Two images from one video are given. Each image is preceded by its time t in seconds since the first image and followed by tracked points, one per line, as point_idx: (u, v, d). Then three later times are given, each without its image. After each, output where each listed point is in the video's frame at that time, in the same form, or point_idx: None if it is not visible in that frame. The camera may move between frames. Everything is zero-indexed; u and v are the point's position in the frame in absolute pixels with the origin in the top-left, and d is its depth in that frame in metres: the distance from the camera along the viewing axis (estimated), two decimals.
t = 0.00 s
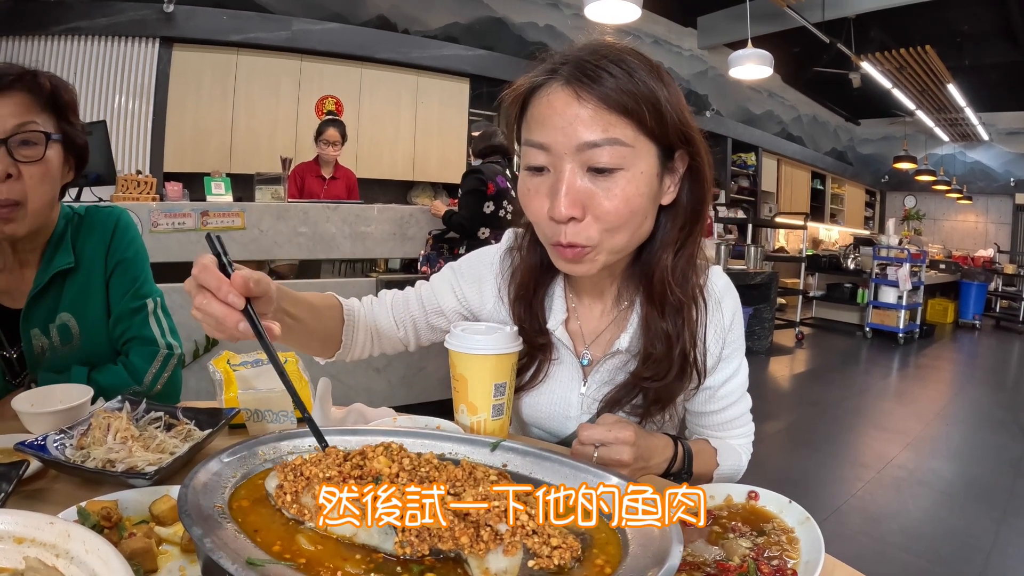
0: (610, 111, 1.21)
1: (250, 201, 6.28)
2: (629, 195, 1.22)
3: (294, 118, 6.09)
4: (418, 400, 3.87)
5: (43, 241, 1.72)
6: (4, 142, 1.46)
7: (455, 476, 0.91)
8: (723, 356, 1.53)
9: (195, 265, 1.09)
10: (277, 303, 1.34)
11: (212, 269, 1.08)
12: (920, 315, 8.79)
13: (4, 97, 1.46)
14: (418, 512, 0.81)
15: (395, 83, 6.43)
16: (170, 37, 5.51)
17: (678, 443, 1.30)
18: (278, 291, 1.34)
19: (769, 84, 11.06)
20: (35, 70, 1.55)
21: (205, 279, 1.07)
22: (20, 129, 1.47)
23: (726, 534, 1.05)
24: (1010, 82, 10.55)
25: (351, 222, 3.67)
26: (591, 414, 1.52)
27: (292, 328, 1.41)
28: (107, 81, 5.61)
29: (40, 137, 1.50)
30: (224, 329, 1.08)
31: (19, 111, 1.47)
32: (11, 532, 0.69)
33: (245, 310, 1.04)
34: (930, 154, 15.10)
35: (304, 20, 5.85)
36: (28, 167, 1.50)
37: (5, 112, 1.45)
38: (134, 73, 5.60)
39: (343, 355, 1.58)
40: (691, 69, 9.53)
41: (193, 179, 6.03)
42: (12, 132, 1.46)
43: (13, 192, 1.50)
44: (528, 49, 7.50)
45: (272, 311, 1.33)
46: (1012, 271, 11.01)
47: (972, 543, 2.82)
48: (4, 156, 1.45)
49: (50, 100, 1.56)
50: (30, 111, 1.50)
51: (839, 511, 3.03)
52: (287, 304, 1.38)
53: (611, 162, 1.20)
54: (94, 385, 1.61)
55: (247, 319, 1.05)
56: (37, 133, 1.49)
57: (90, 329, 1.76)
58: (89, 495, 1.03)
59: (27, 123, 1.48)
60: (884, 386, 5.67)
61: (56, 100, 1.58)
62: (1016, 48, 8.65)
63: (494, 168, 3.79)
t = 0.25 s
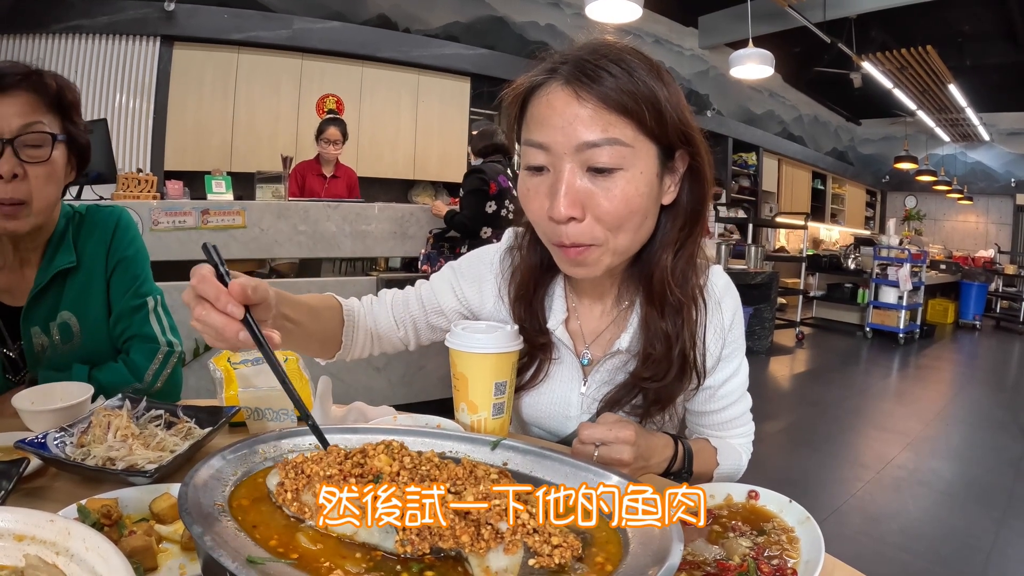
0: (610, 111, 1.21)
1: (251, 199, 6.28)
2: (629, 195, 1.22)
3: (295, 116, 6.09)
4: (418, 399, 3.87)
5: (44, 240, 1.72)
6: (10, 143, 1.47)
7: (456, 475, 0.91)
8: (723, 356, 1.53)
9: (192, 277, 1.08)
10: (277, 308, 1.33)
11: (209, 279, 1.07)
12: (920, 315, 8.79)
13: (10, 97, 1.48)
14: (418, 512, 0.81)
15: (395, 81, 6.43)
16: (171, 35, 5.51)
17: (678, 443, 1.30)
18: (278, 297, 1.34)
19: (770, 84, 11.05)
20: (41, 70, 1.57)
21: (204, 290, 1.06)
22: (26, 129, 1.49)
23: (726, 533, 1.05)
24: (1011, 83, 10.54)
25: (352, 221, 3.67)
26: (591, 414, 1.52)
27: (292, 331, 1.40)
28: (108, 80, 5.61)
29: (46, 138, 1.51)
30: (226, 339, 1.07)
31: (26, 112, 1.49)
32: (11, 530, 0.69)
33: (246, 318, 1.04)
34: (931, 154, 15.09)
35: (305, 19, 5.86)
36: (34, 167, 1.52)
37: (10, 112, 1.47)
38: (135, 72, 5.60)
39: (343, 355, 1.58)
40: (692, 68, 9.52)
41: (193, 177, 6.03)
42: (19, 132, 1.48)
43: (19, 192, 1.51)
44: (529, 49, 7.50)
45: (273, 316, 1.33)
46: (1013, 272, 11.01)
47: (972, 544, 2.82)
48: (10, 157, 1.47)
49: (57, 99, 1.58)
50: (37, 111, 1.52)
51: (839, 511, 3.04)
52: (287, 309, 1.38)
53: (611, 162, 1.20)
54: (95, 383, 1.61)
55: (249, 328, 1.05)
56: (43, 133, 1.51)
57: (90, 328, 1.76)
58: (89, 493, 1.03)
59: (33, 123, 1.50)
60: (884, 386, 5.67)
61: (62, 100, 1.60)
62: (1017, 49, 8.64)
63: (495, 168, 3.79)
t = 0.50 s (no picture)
0: (610, 109, 1.21)
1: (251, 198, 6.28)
2: (629, 194, 1.22)
3: (295, 114, 6.09)
4: (418, 398, 3.87)
5: (47, 239, 1.72)
6: (24, 142, 1.50)
7: (456, 474, 0.90)
8: (723, 355, 1.53)
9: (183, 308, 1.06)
10: (275, 319, 1.33)
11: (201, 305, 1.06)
12: (921, 315, 8.79)
13: (24, 96, 1.50)
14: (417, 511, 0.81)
15: (396, 80, 6.42)
16: (172, 33, 5.50)
17: (678, 441, 1.30)
18: (274, 309, 1.34)
19: (770, 84, 11.05)
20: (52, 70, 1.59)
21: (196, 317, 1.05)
22: (40, 128, 1.52)
23: (726, 532, 1.05)
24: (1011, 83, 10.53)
25: (352, 220, 3.66)
26: (591, 412, 1.52)
27: (293, 338, 1.40)
28: (108, 78, 5.61)
29: (59, 138, 1.54)
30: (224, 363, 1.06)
31: (38, 111, 1.52)
32: (11, 528, 0.69)
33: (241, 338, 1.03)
34: (932, 154, 15.09)
35: (306, 17, 5.86)
36: (47, 166, 1.54)
37: (24, 111, 1.49)
38: (136, 70, 5.60)
39: (347, 356, 1.58)
40: (693, 68, 9.51)
41: (194, 176, 6.03)
42: (34, 131, 1.51)
43: (32, 190, 1.54)
44: (530, 48, 7.49)
45: (273, 326, 1.33)
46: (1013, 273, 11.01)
47: (971, 544, 2.82)
48: (25, 156, 1.50)
49: (67, 99, 1.60)
50: (48, 111, 1.54)
51: (839, 511, 3.04)
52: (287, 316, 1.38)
53: (612, 160, 1.19)
54: (95, 381, 1.61)
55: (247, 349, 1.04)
56: (57, 133, 1.54)
57: (91, 327, 1.76)
58: (89, 491, 1.03)
59: (45, 123, 1.53)
60: (884, 386, 5.66)
61: (71, 100, 1.62)
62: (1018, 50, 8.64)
63: (497, 167, 3.79)
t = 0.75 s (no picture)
0: (611, 108, 1.21)
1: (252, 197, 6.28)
2: (630, 194, 1.22)
3: (296, 113, 6.09)
4: (418, 397, 3.88)
5: (48, 238, 1.72)
6: (29, 142, 1.50)
7: (454, 474, 0.91)
8: (722, 355, 1.53)
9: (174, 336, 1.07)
10: (273, 327, 1.33)
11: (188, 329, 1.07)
12: (921, 315, 8.79)
13: (27, 96, 1.51)
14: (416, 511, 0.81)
15: (396, 79, 6.42)
16: (172, 32, 5.50)
17: (678, 441, 1.30)
18: (270, 317, 1.34)
19: (771, 83, 11.04)
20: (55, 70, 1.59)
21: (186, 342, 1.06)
22: (44, 128, 1.52)
23: (725, 533, 1.05)
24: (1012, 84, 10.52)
25: (352, 219, 3.66)
26: (591, 411, 1.52)
27: (295, 344, 1.41)
28: (109, 76, 5.61)
29: (63, 138, 1.54)
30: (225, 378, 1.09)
31: (41, 112, 1.52)
32: (10, 528, 0.69)
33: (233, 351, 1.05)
34: (932, 154, 15.09)
35: (306, 16, 5.86)
36: (52, 165, 1.54)
37: (28, 111, 1.50)
38: (136, 68, 5.60)
39: (349, 359, 1.58)
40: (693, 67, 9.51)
41: (194, 174, 6.03)
42: (38, 130, 1.51)
43: (37, 189, 1.54)
44: (531, 47, 7.48)
45: (272, 335, 1.33)
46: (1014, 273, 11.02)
47: (970, 544, 2.82)
48: (30, 155, 1.50)
49: (70, 100, 1.61)
50: (52, 111, 1.55)
51: (839, 511, 3.04)
52: (285, 323, 1.38)
53: (612, 160, 1.20)
54: (95, 379, 1.61)
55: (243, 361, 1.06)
56: (61, 132, 1.54)
57: (91, 326, 1.76)
58: (89, 490, 1.03)
59: (49, 123, 1.53)
60: (884, 386, 5.67)
61: (75, 101, 1.63)
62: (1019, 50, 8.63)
63: (498, 167, 3.77)
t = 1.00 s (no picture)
0: (615, 107, 1.20)
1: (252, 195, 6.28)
2: (633, 193, 1.22)
3: (296, 112, 6.09)
4: (418, 395, 3.88)
5: (50, 237, 1.72)
6: (33, 140, 1.50)
7: (454, 473, 0.90)
8: (723, 354, 1.53)
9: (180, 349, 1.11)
10: (274, 323, 1.36)
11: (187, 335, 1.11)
12: (921, 315, 8.78)
13: (31, 96, 1.50)
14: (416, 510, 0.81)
15: (397, 78, 6.41)
16: (172, 30, 5.50)
17: (678, 440, 1.30)
18: (271, 314, 1.36)
19: (772, 82, 11.03)
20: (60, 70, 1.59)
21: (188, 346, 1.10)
22: (48, 128, 1.52)
23: (725, 532, 1.05)
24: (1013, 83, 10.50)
25: (353, 217, 3.66)
26: (591, 410, 1.52)
27: (300, 342, 1.43)
28: (109, 75, 5.61)
29: (68, 138, 1.54)
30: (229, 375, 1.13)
31: (46, 111, 1.52)
32: (10, 526, 0.69)
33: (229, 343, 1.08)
34: (933, 153, 15.08)
35: (307, 15, 5.85)
36: (56, 165, 1.54)
37: (32, 110, 1.50)
38: (137, 67, 5.60)
39: (352, 358, 1.59)
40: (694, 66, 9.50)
41: (194, 173, 6.03)
42: (43, 130, 1.51)
43: (42, 188, 1.54)
44: (532, 46, 7.47)
45: (273, 330, 1.35)
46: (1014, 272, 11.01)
47: (970, 544, 2.82)
48: (34, 154, 1.50)
49: (75, 100, 1.61)
50: (57, 111, 1.55)
51: (838, 510, 3.04)
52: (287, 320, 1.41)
53: (615, 159, 1.19)
54: (95, 377, 1.61)
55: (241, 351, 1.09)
56: (65, 132, 1.54)
57: (93, 325, 1.76)
58: (89, 489, 1.03)
59: (54, 122, 1.52)
60: (884, 386, 5.66)
61: (79, 101, 1.63)
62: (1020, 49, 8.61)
63: (501, 163, 3.71)
